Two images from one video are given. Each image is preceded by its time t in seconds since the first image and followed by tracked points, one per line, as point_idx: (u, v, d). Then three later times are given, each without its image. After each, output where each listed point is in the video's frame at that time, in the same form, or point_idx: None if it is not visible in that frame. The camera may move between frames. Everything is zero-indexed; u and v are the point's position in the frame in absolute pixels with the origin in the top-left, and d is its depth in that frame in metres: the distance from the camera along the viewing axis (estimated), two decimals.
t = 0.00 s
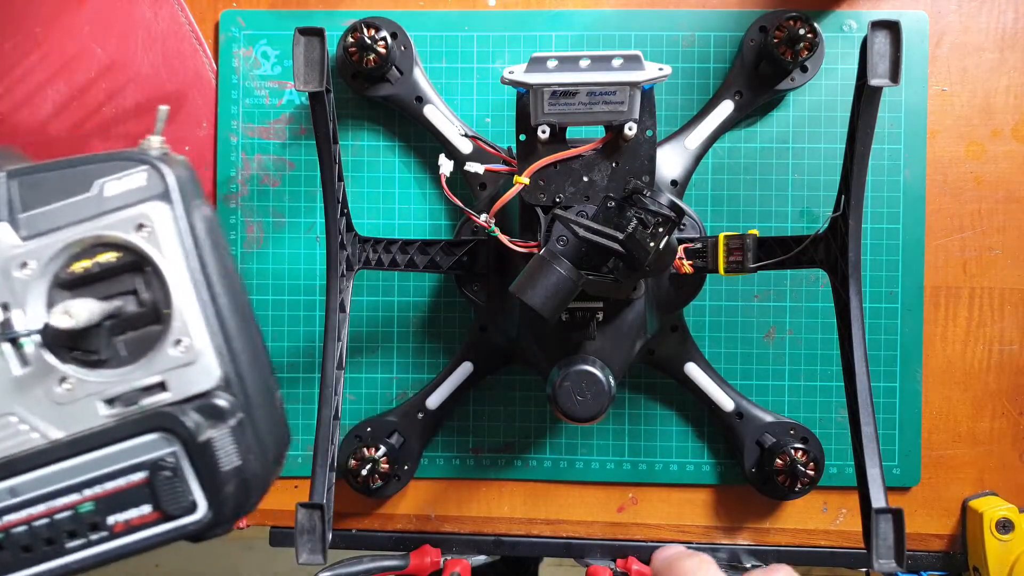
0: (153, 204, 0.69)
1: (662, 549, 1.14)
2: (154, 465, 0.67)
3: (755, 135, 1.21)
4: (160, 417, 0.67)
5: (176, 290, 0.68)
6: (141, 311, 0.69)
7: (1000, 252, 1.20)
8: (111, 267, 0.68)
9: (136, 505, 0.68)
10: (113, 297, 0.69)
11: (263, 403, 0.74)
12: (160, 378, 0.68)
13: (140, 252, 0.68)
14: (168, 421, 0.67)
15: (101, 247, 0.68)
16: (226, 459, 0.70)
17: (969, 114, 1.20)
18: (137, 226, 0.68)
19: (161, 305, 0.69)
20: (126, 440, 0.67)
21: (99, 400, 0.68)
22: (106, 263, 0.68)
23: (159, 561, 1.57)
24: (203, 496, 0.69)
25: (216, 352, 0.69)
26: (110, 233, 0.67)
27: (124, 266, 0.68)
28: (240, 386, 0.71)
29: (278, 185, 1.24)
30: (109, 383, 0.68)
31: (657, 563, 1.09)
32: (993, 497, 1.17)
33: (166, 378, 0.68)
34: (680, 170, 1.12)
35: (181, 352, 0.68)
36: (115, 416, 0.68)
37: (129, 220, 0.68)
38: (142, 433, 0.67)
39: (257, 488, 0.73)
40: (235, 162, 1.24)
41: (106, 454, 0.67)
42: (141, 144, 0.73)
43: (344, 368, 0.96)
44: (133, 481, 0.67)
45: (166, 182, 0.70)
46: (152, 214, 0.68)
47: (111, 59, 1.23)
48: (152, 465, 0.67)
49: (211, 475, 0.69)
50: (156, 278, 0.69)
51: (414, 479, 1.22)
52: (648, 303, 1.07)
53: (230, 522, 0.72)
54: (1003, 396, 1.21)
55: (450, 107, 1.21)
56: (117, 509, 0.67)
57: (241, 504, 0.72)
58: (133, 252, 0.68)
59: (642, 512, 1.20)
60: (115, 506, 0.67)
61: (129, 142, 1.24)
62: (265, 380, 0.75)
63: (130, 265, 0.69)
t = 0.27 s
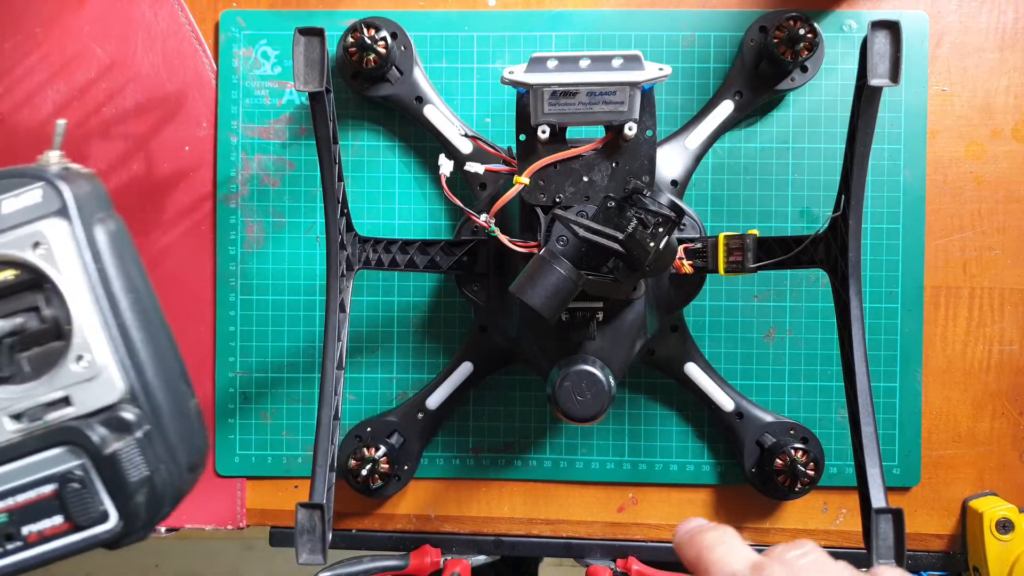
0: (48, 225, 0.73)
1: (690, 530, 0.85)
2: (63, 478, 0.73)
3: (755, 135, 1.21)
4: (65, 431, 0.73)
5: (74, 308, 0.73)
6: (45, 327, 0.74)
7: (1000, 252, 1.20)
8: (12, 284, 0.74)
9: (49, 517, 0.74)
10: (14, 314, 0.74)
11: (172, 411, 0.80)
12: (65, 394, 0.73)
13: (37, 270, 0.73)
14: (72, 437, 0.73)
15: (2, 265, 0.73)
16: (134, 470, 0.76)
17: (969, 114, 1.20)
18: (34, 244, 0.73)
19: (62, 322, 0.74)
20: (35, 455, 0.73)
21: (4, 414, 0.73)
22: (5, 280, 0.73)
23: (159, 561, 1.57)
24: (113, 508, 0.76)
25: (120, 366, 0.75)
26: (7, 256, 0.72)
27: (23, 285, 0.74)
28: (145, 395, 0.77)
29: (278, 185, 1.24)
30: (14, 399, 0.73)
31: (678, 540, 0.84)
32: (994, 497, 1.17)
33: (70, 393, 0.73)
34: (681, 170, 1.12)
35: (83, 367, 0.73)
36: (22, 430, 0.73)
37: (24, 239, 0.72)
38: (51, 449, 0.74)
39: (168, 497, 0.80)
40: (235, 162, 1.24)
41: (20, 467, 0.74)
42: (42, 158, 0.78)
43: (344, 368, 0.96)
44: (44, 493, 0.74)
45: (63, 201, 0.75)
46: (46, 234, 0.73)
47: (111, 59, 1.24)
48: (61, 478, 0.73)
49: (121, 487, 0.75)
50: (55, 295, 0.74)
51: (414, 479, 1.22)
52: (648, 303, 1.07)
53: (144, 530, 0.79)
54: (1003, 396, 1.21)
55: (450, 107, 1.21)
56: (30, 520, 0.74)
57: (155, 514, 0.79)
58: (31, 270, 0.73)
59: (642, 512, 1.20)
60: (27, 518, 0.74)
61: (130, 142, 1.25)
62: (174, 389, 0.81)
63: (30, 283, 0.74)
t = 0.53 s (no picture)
0: None
1: (736, 477, 0.70)
2: None
3: (755, 135, 1.21)
4: None
5: None
6: None
7: (1000, 252, 1.20)
8: None
9: None
10: None
11: (91, 404, 0.95)
12: None
13: None
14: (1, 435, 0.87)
15: None
16: (53, 460, 0.91)
17: (968, 114, 1.20)
18: None
19: None
20: None
21: None
22: None
23: (159, 561, 1.57)
24: (40, 496, 0.91)
25: (37, 370, 0.89)
26: None
27: None
28: (62, 399, 0.92)
29: (278, 185, 1.24)
30: None
31: (720, 488, 0.69)
32: (994, 497, 1.17)
33: None
34: (680, 170, 1.12)
35: (6, 371, 0.87)
36: None
37: None
38: None
39: (90, 485, 0.97)
40: (235, 162, 1.24)
41: None
42: None
43: (344, 368, 0.96)
44: None
45: None
46: None
47: (111, 60, 1.24)
48: None
49: (42, 475, 0.90)
50: None
51: (414, 479, 1.22)
52: (648, 303, 1.07)
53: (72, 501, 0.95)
54: (1002, 396, 1.21)
55: (450, 107, 1.21)
56: None
57: (78, 499, 0.96)
58: None
59: (643, 512, 1.20)
60: None
61: (129, 143, 1.25)
62: (89, 387, 0.96)
63: None
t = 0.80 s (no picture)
0: (22, 241, 0.96)
1: (713, 465, 0.67)
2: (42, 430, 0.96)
3: (755, 135, 1.21)
4: (44, 395, 0.95)
5: (43, 303, 0.97)
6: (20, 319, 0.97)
7: (1000, 252, 1.20)
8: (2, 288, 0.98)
9: (34, 460, 0.96)
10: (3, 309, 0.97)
11: (123, 377, 1.05)
12: (38, 365, 0.96)
13: (16, 275, 0.96)
14: (48, 398, 0.96)
15: None
16: (95, 422, 0.99)
17: (968, 114, 1.20)
18: (10, 257, 0.95)
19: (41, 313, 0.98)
20: (17, 414, 0.95)
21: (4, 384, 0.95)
22: None
23: (159, 561, 1.57)
24: (82, 452, 0.99)
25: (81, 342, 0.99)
26: None
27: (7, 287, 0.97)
28: (103, 370, 1.01)
29: (278, 185, 1.24)
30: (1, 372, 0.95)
31: (696, 477, 0.67)
32: (994, 497, 1.17)
33: (44, 365, 0.96)
34: (680, 170, 1.12)
35: (52, 345, 0.96)
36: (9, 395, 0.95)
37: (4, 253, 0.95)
38: (28, 407, 0.96)
39: (124, 448, 1.05)
40: (235, 162, 1.24)
41: None
42: None
43: (344, 368, 0.95)
44: (26, 443, 0.95)
45: (31, 223, 0.97)
46: (21, 248, 0.96)
47: (111, 60, 1.24)
48: (41, 429, 0.96)
49: (85, 435, 0.98)
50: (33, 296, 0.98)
51: (414, 479, 1.22)
52: (648, 303, 1.07)
53: (107, 469, 1.03)
54: (1003, 396, 1.21)
55: (450, 107, 1.21)
56: (19, 465, 0.96)
57: (113, 460, 1.04)
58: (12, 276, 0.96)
59: (643, 512, 1.20)
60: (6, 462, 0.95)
61: (130, 143, 1.25)
62: (125, 364, 1.06)
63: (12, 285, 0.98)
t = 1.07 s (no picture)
0: (99, 251, 0.99)
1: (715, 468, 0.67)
2: (102, 420, 0.96)
3: (755, 135, 1.21)
4: (107, 386, 0.96)
5: (113, 305, 0.99)
6: (92, 323, 0.99)
7: (1000, 252, 1.20)
8: (76, 295, 0.99)
9: (93, 446, 0.96)
10: (80, 311, 0.99)
11: (175, 375, 1.04)
12: (103, 361, 0.98)
13: (91, 284, 0.99)
14: (115, 389, 0.96)
15: (68, 281, 1.00)
16: (150, 412, 0.99)
17: (969, 114, 1.20)
18: (89, 267, 0.99)
19: (106, 316, 0.99)
20: (78, 405, 0.96)
21: (69, 376, 0.97)
22: (73, 292, 0.99)
23: (159, 561, 1.57)
24: (135, 440, 0.97)
25: (139, 339, 1.00)
26: (72, 274, 0.98)
27: (83, 294, 0.99)
28: (158, 366, 1.01)
29: (278, 185, 1.24)
30: (74, 364, 0.98)
31: (695, 481, 0.67)
32: (994, 497, 1.17)
33: (107, 360, 0.98)
34: (680, 170, 1.12)
35: (117, 343, 0.98)
36: (80, 386, 0.97)
37: (82, 263, 0.98)
38: (93, 397, 0.96)
39: (173, 436, 1.03)
40: (235, 162, 1.24)
41: (63, 417, 0.95)
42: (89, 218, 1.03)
43: (344, 368, 0.95)
44: (90, 431, 0.96)
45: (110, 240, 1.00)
46: (99, 259, 0.99)
47: (111, 59, 1.24)
48: (102, 418, 0.96)
49: (140, 426, 0.97)
50: (104, 302, 1.00)
51: (414, 479, 1.22)
52: (648, 303, 1.07)
53: (155, 458, 1.01)
54: (1003, 396, 1.21)
55: (450, 107, 1.21)
56: (82, 449, 0.96)
57: (162, 447, 1.02)
58: (89, 283, 1.00)
59: (643, 512, 1.20)
60: (80, 448, 0.96)
61: (130, 143, 1.25)
62: (176, 360, 1.05)
63: (89, 292, 1.00)
